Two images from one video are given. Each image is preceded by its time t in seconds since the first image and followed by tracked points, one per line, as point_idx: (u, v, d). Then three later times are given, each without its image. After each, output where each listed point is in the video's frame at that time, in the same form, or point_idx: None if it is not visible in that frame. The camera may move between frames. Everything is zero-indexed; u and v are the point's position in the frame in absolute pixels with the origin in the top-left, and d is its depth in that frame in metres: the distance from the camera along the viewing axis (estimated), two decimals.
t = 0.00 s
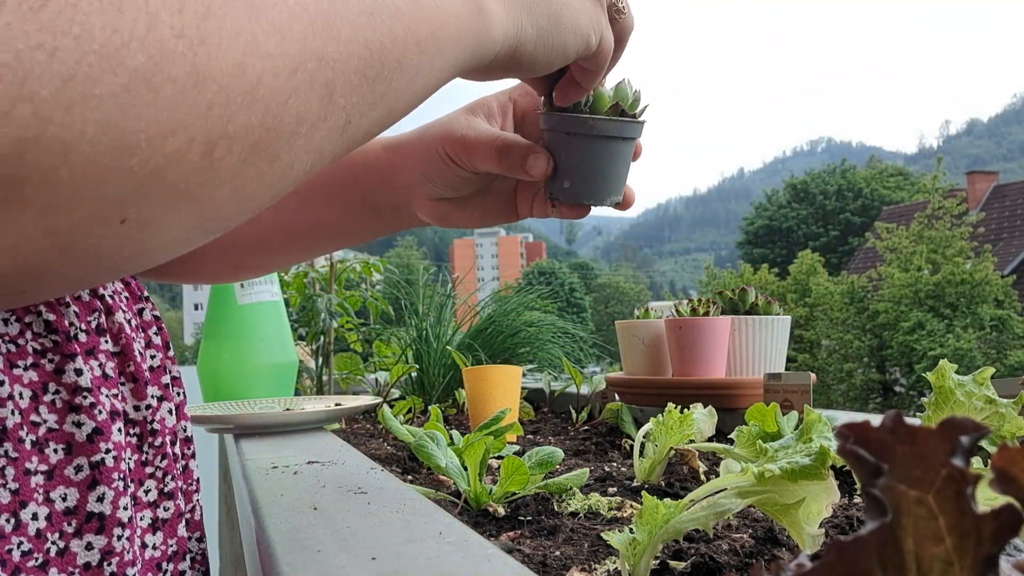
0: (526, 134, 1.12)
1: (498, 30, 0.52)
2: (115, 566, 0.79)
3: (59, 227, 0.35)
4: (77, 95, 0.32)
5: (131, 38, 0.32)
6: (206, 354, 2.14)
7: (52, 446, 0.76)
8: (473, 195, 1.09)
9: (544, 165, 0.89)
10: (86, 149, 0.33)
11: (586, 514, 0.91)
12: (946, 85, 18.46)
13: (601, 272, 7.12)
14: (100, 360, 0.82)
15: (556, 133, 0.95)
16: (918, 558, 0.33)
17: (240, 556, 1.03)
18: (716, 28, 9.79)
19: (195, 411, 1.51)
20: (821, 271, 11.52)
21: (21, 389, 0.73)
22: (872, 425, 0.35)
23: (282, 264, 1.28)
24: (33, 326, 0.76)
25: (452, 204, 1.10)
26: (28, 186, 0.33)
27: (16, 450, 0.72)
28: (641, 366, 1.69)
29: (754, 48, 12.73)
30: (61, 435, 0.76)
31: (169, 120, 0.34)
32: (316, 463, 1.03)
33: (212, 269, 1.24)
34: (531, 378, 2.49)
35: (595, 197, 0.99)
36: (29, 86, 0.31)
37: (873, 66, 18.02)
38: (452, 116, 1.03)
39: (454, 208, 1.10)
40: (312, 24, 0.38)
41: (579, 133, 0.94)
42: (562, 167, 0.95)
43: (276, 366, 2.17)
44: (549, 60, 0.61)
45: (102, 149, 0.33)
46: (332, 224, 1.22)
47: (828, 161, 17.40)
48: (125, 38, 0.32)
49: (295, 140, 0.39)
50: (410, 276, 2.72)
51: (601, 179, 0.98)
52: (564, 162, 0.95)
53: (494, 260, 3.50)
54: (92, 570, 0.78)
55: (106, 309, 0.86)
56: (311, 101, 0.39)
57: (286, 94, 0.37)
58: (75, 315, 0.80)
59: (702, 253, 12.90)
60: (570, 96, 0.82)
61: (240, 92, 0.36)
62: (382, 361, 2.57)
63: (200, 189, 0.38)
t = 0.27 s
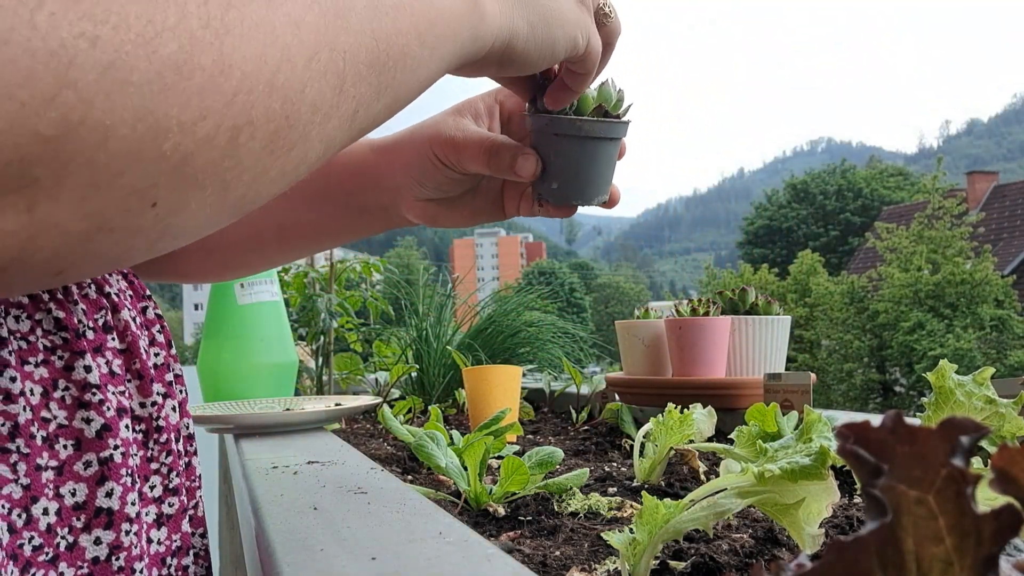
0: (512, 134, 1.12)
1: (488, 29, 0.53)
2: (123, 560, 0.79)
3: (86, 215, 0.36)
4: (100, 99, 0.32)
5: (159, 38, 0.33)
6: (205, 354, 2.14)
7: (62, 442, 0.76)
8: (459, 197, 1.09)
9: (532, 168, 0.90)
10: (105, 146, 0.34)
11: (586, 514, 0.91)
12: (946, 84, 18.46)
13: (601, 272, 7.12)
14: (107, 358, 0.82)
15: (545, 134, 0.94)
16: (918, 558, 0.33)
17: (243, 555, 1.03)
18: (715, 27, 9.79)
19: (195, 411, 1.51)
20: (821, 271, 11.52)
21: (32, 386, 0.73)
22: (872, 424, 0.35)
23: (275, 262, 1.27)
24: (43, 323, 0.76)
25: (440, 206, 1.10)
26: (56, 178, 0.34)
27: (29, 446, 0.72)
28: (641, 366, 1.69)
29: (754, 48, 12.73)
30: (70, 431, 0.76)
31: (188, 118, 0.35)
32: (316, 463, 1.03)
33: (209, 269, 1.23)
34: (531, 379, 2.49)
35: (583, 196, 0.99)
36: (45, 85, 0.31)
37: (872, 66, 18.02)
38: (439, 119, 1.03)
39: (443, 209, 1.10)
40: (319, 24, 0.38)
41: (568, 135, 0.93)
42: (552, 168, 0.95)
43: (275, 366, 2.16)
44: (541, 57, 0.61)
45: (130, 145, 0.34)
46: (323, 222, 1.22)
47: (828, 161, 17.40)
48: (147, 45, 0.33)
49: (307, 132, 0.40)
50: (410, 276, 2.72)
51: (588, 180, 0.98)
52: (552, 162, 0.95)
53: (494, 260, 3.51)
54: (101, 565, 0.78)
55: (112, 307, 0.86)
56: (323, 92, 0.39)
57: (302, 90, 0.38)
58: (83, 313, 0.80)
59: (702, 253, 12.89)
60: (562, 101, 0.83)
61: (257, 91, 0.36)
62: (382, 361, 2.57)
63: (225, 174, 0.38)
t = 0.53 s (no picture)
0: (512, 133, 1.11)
1: (470, 77, 0.50)
2: (123, 560, 0.79)
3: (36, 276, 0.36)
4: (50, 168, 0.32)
5: (107, 120, 0.33)
6: (206, 354, 2.14)
7: (64, 442, 0.76)
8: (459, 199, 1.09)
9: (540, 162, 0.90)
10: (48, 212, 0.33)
11: (585, 514, 0.91)
12: (946, 85, 18.46)
13: (601, 272, 7.12)
14: (111, 357, 0.82)
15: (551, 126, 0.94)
16: (918, 558, 0.33)
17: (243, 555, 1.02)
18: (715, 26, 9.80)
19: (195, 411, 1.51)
20: (821, 271, 11.52)
21: (35, 384, 0.73)
22: (871, 425, 0.35)
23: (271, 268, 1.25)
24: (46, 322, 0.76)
25: (443, 208, 1.10)
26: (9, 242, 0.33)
27: (31, 444, 0.72)
28: (641, 366, 1.69)
29: (754, 48, 12.74)
30: (73, 431, 0.76)
31: (134, 189, 0.35)
32: (316, 463, 1.03)
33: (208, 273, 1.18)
34: (531, 379, 2.49)
35: (597, 185, 0.95)
36: None
37: (872, 66, 18.02)
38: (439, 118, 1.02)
39: (446, 212, 1.10)
40: (280, 87, 0.37)
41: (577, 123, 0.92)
42: (560, 159, 0.93)
43: (276, 366, 2.16)
44: (523, 108, 0.58)
45: (83, 194, 0.34)
46: (319, 227, 1.20)
47: (828, 162, 17.41)
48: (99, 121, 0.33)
49: (262, 198, 0.39)
50: (410, 276, 2.72)
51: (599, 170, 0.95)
52: (563, 156, 0.93)
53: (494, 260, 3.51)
54: (100, 565, 0.78)
55: (118, 307, 0.86)
56: (279, 157, 0.39)
57: (256, 164, 0.38)
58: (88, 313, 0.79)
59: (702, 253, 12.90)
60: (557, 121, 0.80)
61: (209, 158, 0.36)
62: (382, 361, 2.57)
63: (172, 243, 0.38)
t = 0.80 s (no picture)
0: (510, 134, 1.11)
1: (453, 102, 0.51)
2: (123, 563, 0.79)
3: None
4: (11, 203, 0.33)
5: (58, 159, 0.33)
6: (206, 354, 2.14)
7: (65, 444, 0.76)
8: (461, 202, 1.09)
9: (542, 155, 0.91)
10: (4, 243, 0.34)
11: (586, 514, 0.91)
12: (946, 84, 18.44)
13: (601, 272, 7.11)
14: (113, 359, 0.82)
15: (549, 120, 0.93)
16: (919, 558, 0.33)
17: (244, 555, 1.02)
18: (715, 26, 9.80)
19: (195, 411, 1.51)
20: (821, 271, 11.51)
21: (37, 386, 0.73)
22: (871, 425, 0.35)
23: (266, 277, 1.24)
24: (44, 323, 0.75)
25: (446, 211, 1.10)
26: None
27: (32, 446, 0.72)
28: (642, 366, 1.68)
29: (754, 48, 12.74)
30: (73, 432, 0.76)
31: (96, 223, 0.35)
32: (316, 463, 1.03)
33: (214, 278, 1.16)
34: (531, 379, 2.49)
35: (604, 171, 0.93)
36: None
37: (872, 66, 18.02)
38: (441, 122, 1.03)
39: (448, 215, 1.10)
40: (243, 119, 0.38)
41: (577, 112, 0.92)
42: (563, 150, 0.92)
43: (276, 366, 2.16)
44: (508, 127, 0.58)
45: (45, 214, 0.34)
46: (314, 235, 1.18)
47: (828, 161, 17.39)
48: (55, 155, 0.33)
49: (223, 230, 0.40)
50: (410, 277, 2.73)
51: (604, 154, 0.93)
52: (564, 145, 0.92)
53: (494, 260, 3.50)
54: (101, 567, 0.78)
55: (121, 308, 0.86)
56: (240, 192, 0.39)
57: (217, 200, 0.38)
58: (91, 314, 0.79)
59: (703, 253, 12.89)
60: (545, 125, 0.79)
61: (168, 198, 0.37)
62: (382, 361, 2.57)
63: (127, 276, 0.38)
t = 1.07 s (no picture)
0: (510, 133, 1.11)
1: (449, 106, 0.51)
2: (122, 567, 0.79)
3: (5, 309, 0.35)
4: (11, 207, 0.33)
5: (60, 166, 0.33)
6: (206, 354, 2.14)
7: (63, 445, 0.76)
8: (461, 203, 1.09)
9: (543, 155, 0.91)
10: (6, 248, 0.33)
11: (586, 514, 0.91)
12: (946, 84, 18.44)
13: (601, 272, 7.10)
14: (112, 359, 0.82)
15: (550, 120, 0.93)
16: (919, 558, 0.33)
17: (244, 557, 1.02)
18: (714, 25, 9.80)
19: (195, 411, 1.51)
20: (821, 271, 11.50)
21: (34, 387, 0.73)
22: (872, 425, 0.36)
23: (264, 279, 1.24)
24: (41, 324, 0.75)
25: (445, 213, 1.10)
26: None
27: (29, 448, 0.72)
28: (642, 367, 1.69)
29: (754, 48, 12.73)
30: (72, 434, 0.77)
31: (94, 227, 0.35)
32: (316, 463, 1.03)
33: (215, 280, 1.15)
34: (531, 379, 2.49)
35: (603, 173, 0.94)
36: None
37: (872, 66, 18.02)
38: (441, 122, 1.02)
39: (448, 216, 1.10)
40: (241, 123, 0.38)
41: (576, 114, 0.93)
42: (562, 151, 0.93)
43: (277, 367, 2.16)
44: (506, 128, 0.58)
45: (44, 214, 0.33)
46: (311, 238, 1.18)
47: (828, 161, 17.39)
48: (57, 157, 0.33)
49: (221, 235, 0.40)
50: (410, 276, 2.73)
51: (606, 153, 0.94)
52: (567, 146, 0.93)
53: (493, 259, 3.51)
54: (100, 571, 0.78)
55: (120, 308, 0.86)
56: (240, 196, 0.39)
57: (212, 207, 0.38)
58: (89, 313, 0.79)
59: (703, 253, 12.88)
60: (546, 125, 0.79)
61: (168, 203, 0.37)
62: (382, 361, 2.57)
63: (127, 282, 0.38)
